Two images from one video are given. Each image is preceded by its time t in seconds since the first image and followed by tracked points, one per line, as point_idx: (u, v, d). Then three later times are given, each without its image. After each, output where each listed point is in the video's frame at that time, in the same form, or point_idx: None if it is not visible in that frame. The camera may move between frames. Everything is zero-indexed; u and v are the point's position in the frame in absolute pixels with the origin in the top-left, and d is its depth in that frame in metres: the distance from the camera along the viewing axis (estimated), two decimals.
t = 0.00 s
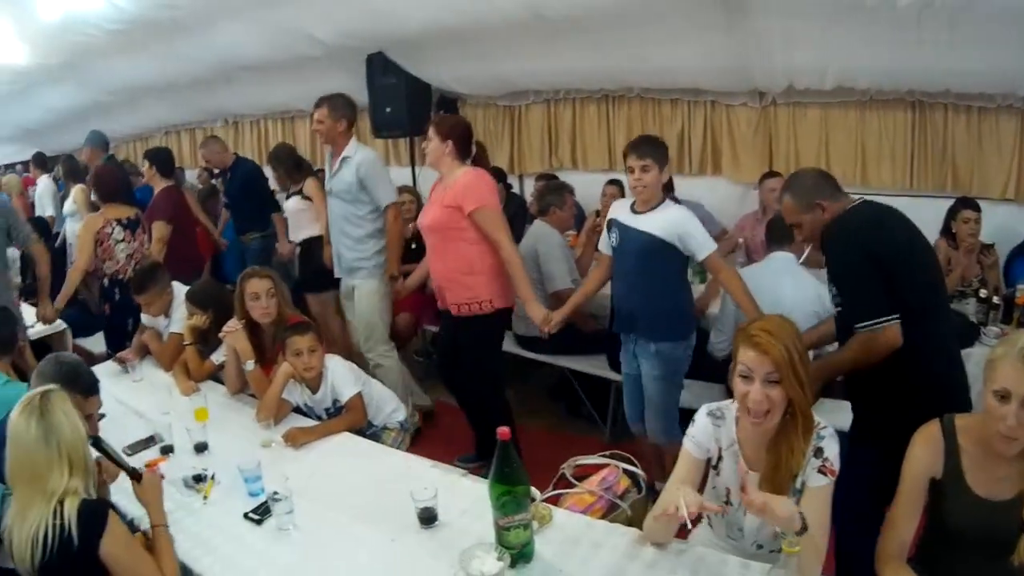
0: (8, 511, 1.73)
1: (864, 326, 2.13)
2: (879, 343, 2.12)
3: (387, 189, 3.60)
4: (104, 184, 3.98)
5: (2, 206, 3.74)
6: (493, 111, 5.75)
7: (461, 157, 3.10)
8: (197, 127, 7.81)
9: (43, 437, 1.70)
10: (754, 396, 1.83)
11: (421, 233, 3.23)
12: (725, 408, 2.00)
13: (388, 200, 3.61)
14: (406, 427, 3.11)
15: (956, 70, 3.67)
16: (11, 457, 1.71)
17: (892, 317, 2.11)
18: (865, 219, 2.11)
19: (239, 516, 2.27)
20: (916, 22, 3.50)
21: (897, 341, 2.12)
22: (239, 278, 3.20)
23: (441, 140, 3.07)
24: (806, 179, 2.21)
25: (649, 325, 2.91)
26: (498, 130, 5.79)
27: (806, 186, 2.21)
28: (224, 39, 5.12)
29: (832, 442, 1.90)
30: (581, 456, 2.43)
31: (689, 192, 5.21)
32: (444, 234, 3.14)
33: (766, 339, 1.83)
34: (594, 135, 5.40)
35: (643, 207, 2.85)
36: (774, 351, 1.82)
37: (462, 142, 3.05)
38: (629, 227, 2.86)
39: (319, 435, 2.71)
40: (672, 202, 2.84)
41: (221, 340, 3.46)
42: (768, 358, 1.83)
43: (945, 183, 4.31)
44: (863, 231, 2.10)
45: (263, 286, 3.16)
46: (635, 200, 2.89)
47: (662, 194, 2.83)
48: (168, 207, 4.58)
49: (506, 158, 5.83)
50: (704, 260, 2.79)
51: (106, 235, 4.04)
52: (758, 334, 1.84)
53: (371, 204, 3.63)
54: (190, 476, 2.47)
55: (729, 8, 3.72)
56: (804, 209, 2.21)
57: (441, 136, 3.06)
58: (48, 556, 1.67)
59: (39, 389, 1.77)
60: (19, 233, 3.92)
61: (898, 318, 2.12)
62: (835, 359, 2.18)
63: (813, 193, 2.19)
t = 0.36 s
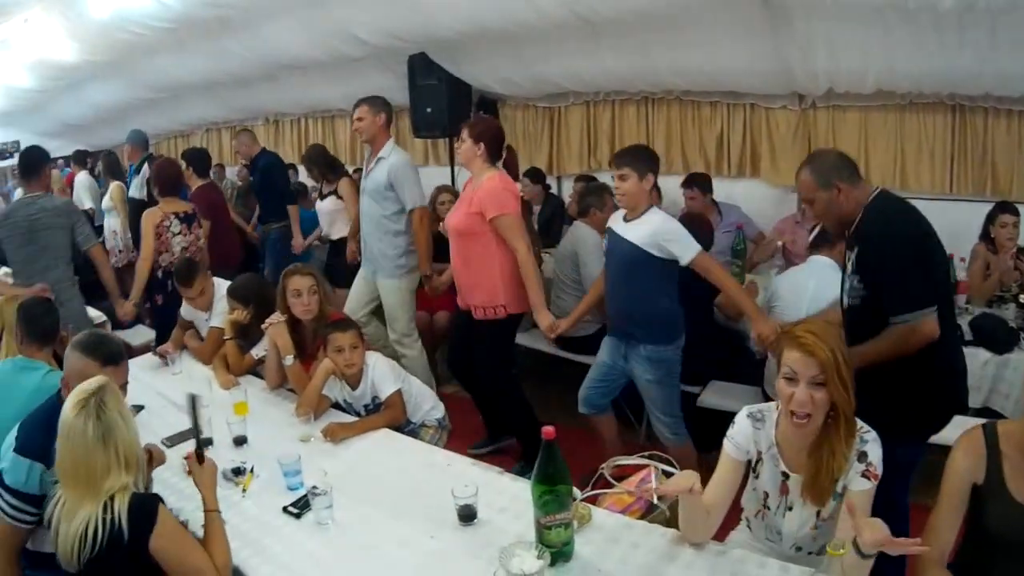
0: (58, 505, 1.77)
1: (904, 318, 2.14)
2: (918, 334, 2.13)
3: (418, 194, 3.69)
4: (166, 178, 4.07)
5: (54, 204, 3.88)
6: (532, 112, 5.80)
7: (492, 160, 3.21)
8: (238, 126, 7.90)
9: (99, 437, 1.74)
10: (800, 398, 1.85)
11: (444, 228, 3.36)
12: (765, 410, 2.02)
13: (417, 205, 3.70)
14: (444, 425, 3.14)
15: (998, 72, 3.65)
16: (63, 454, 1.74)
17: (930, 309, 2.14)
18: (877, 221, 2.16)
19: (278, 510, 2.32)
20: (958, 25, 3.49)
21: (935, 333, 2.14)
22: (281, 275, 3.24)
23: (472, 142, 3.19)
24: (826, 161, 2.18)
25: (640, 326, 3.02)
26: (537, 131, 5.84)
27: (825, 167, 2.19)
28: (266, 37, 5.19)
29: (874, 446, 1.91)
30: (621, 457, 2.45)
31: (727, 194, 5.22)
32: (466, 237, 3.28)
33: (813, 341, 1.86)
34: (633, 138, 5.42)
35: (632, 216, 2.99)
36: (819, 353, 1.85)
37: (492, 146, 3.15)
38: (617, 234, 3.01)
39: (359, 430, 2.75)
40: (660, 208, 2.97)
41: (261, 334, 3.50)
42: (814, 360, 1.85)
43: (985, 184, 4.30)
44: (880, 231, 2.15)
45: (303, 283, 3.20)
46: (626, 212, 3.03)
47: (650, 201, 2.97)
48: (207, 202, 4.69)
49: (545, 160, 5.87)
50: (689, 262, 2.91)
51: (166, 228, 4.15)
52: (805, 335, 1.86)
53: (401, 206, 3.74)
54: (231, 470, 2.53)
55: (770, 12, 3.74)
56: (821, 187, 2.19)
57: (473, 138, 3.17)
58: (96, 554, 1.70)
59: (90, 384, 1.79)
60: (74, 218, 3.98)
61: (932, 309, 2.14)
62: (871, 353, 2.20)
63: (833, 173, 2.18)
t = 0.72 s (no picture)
0: (111, 510, 1.77)
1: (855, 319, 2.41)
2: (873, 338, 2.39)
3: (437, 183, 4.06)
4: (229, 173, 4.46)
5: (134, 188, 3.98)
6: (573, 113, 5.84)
7: (503, 164, 3.55)
8: (279, 123, 7.98)
9: (162, 433, 1.79)
10: (852, 405, 1.84)
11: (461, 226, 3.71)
12: (807, 416, 2.02)
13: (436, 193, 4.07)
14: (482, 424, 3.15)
15: None
16: (127, 450, 1.77)
17: (887, 318, 2.38)
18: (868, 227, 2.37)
19: (316, 507, 2.35)
20: (1002, 29, 3.47)
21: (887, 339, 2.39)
22: (322, 274, 3.28)
23: (488, 149, 3.52)
24: (817, 153, 2.47)
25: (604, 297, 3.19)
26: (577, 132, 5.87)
27: (818, 159, 2.48)
28: (309, 34, 5.24)
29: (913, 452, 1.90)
30: (659, 461, 2.46)
31: (766, 196, 5.22)
32: (479, 231, 3.62)
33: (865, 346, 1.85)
34: (672, 139, 5.44)
35: (613, 203, 3.14)
36: (871, 359, 1.85)
37: (503, 152, 3.49)
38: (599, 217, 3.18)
39: (396, 429, 2.78)
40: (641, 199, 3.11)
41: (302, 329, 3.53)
42: (865, 366, 1.85)
43: None
44: (867, 237, 2.37)
45: (343, 281, 3.23)
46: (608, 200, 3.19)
47: (631, 190, 3.13)
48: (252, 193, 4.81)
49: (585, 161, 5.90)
50: (664, 248, 3.05)
51: (233, 220, 4.57)
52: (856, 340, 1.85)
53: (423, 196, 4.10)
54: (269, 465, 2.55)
55: (813, 14, 3.74)
56: (811, 175, 2.49)
57: (488, 146, 3.51)
58: (153, 556, 1.71)
59: (150, 385, 1.84)
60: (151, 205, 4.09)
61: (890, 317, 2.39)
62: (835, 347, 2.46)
63: (823, 163, 2.47)
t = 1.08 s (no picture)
0: (162, 510, 1.78)
1: (840, 314, 2.39)
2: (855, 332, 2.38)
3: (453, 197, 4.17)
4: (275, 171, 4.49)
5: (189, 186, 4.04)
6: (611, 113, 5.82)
7: (512, 170, 3.74)
8: (318, 122, 8.00)
9: (216, 436, 1.80)
10: (900, 415, 1.80)
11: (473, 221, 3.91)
12: (848, 424, 1.99)
13: (452, 207, 4.18)
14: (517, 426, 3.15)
15: None
16: (182, 451, 1.79)
17: (870, 314, 2.37)
18: (846, 224, 2.39)
19: (350, 509, 2.35)
20: None
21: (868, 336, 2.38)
22: (361, 273, 3.27)
23: (498, 154, 3.73)
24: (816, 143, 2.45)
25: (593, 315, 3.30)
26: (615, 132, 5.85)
27: (815, 148, 2.45)
28: (347, 33, 5.25)
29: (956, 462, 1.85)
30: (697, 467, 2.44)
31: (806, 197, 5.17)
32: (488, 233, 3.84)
33: (914, 355, 1.80)
34: (711, 139, 5.41)
35: (601, 216, 3.24)
36: (920, 368, 1.80)
37: (510, 158, 3.69)
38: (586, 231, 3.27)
39: (431, 430, 2.77)
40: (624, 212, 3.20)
41: (339, 328, 3.53)
42: (913, 375, 1.80)
43: None
44: (850, 231, 2.38)
45: (379, 281, 3.23)
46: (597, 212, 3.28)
47: (617, 204, 3.22)
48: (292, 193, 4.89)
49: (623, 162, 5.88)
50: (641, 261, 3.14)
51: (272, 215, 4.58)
52: (904, 349, 1.81)
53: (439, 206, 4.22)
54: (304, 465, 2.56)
55: (853, 13, 3.70)
56: (808, 160, 2.45)
57: (497, 152, 3.71)
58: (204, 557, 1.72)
59: (201, 389, 1.85)
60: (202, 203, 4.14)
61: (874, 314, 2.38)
62: (810, 338, 2.46)
63: (822, 154, 2.45)
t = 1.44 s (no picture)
0: (188, 503, 1.79)
1: (834, 327, 2.42)
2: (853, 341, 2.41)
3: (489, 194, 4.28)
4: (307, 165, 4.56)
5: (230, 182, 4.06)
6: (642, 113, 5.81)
7: (531, 166, 3.86)
8: (347, 119, 8.02)
9: (241, 429, 1.80)
10: (938, 426, 1.79)
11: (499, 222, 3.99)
12: (884, 432, 1.98)
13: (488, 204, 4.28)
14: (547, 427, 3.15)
15: None
16: (206, 445, 1.79)
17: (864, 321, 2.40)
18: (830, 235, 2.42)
19: (379, 511, 2.35)
20: None
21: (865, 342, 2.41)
22: (389, 272, 3.26)
23: (514, 154, 3.82)
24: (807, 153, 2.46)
25: (610, 309, 3.54)
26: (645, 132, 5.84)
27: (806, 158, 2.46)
28: (378, 32, 5.25)
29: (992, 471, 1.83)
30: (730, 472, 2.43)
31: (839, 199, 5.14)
32: (513, 233, 3.92)
33: (953, 365, 1.79)
34: (742, 140, 5.38)
35: (603, 217, 3.45)
36: (959, 378, 1.79)
37: (528, 157, 3.80)
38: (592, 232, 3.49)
39: (460, 431, 2.77)
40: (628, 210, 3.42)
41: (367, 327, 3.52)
42: (953, 385, 1.79)
43: None
44: (835, 242, 2.41)
45: (410, 280, 3.21)
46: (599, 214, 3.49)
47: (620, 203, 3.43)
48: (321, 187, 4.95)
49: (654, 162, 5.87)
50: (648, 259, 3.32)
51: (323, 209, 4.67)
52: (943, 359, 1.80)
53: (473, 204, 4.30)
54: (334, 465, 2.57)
55: (887, 15, 3.66)
56: (796, 167, 2.46)
57: (515, 152, 3.82)
58: (227, 547, 1.73)
59: (223, 383, 1.85)
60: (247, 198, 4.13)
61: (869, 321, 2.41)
62: (807, 360, 2.47)
63: (809, 162, 2.46)
